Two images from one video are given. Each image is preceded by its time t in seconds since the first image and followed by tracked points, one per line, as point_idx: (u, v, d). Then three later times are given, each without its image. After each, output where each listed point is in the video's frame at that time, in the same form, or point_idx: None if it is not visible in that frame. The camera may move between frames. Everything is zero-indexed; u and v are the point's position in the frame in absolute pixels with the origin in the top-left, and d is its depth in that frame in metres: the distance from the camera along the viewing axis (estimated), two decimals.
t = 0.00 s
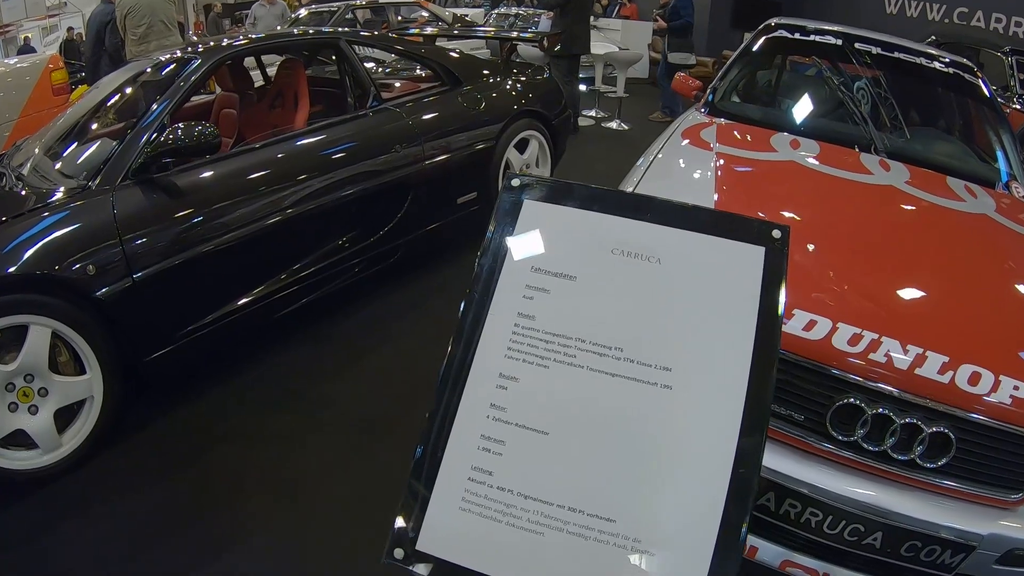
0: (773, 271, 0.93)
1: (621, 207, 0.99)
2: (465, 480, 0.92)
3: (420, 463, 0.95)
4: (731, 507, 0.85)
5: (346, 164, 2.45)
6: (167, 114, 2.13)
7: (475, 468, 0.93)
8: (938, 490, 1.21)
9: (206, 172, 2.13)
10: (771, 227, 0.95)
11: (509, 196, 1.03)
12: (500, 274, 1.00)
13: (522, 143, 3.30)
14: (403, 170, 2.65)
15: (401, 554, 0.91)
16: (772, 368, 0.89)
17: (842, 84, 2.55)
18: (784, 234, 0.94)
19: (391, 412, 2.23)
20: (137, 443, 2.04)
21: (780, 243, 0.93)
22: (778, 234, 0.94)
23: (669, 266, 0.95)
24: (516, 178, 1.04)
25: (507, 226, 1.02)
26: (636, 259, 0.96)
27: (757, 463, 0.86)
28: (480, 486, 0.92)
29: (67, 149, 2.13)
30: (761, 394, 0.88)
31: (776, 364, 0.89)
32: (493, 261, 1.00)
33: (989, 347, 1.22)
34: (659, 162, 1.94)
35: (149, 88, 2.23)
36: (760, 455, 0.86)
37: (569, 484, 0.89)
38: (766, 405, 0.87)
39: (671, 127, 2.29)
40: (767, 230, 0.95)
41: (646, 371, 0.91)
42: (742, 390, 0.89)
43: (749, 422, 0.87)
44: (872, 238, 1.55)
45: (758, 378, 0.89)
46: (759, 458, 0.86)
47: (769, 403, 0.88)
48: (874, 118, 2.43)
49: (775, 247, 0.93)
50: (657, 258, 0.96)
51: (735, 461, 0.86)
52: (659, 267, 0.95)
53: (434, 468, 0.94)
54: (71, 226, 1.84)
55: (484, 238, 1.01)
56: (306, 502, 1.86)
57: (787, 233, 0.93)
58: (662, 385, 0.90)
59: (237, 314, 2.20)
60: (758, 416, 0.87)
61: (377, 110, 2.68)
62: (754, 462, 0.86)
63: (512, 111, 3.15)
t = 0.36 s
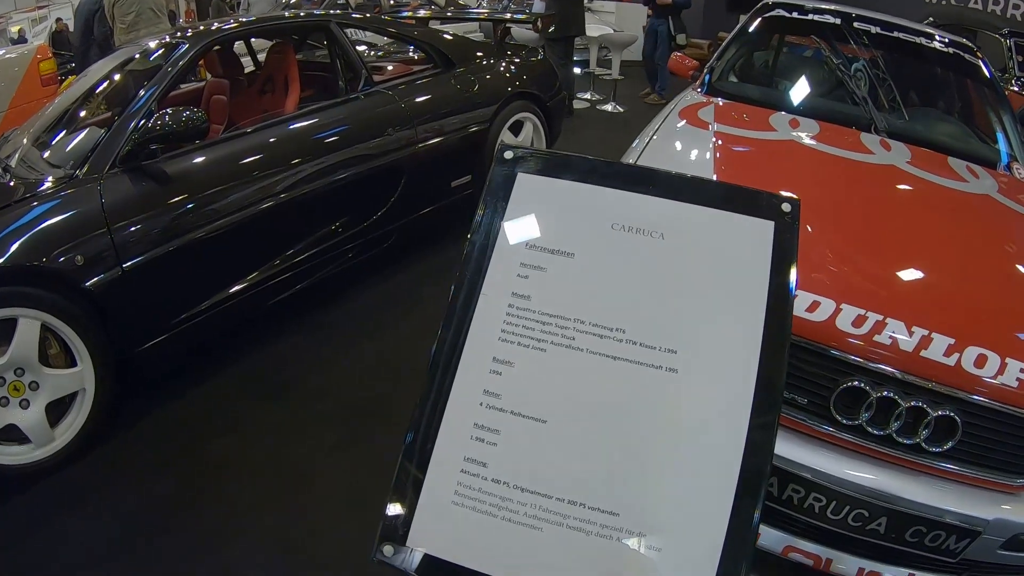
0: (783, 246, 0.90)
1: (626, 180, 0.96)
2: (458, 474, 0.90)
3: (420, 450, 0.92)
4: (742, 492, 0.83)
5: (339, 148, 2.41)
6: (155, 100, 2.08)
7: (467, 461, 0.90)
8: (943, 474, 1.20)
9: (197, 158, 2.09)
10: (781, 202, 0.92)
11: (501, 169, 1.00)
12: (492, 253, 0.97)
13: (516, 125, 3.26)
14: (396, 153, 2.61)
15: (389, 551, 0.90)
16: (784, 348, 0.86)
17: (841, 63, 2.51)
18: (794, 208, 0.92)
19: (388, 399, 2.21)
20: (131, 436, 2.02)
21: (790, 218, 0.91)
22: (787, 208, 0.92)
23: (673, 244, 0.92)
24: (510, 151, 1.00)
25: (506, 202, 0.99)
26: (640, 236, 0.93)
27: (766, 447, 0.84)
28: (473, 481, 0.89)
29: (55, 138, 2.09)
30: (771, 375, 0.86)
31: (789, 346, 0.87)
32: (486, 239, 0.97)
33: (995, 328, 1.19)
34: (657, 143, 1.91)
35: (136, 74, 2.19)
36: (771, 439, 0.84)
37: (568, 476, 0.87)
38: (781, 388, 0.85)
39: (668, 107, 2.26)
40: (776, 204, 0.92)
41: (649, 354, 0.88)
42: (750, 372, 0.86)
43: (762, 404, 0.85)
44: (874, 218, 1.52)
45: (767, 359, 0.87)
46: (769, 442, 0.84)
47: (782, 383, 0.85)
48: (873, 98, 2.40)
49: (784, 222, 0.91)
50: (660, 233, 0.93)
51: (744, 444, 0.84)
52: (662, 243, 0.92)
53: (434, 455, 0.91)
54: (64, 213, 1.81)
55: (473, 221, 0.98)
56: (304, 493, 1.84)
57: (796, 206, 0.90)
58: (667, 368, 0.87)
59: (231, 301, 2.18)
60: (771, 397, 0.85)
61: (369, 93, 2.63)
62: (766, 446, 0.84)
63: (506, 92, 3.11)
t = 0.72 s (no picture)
0: (773, 238, 0.91)
1: (617, 173, 0.97)
2: (455, 461, 0.91)
3: (415, 442, 0.93)
4: (732, 482, 0.85)
5: (333, 141, 2.41)
6: (150, 96, 2.08)
7: (465, 449, 0.91)
8: (935, 463, 1.21)
9: (192, 153, 2.08)
10: (770, 195, 0.93)
11: (496, 164, 1.00)
12: (488, 246, 0.97)
13: (510, 117, 3.26)
14: (391, 146, 2.61)
15: (391, 540, 0.90)
16: (773, 338, 0.87)
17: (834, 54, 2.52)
18: (783, 201, 0.92)
19: (385, 392, 2.22)
20: (129, 431, 2.02)
21: (780, 210, 0.92)
22: (777, 201, 0.92)
23: (665, 236, 0.93)
24: (504, 145, 1.01)
25: (500, 195, 0.99)
26: (632, 228, 0.94)
27: (756, 436, 0.85)
28: (471, 467, 0.90)
29: (49, 134, 2.08)
30: (762, 364, 0.87)
31: (778, 337, 0.88)
32: (481, 232, 0.98)
33: (986, 318, 1.21)
34: (651, 134, 1.91)
35: (130, 69, 2.18)
36: (760, 428, 0.85)
37: (564, 464, 0.88)
38: (768, 377, 0.86)
39: (662, 99, 2.26)
40: (767, 197, 0.93)
41: (642, 344, 0.89)
42: (741, 362, 0.87)
43: (750, 394, 0.86)
44: (867, 210, 1.53)
45: (758, 349, 0.87)
46: (759, 431, 0.85)
47: (770, 372, 0.86)
48: (867, 89, 2.40)
49: (774, 215, 0.92)
50: (652, 226, 0.94)
51: (735, 434, 0.85)
52: (654, 235, 0.93)
53: (429, 447, 0.92)
54: (59, 210, 1.80)
55: (468, 214, 0.98)
56: (302, 486, 1.85)
57: (787, 199, 0.91)
58: (659, 358, 0.88)
59: (226, 296, 2.18)
60: (759, 387, 0.86)
61: (363, 86, 2.63)
62: (756, 435, 0.85)
63: (500, 84, 3.10)
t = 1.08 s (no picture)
0: (760, 231, 0.93)
1: (608, 169, 0.99)
2: (452, 446, 0.92)
3: (410, 432, 0.94)
4: (720, 469, 0.87)
5: (329, 137, 2.41)
6: (148, 91, 2.08)
7: (463, 433, 0.93)
8: (925, 454, 1.23)
9: (188, 149, 2.09)
10: (757, 189, 0.95)
11: (492, 159, 1.01)
12: (484, 238, 0.99)
13: (506, 113, 3.27)
14: (387, 141, 2.62)
15: (392, 522, 0.92)
16: (760, 329, 0.89)
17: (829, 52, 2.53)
18: (771, 195, 0.94)
19: (382, 387, 2.23)
20: (127, 426, 2.03)
21: (766, 205, 0.94)
22: (763, 195, 0.94)
23: (656, 228, 0.94)
24: (500, 141, 1.02)
25: (495, 190, 1.00)
26: (624, 221, 0.95)
27: (744, 425, 0.87)
28: (469, 451, 0.92)
29: (47, 131, 2.08)
30: (751, 354, 0.89)
31: (763, 327, 0.89)
32: (478, 225, 0.99)
33: (976, 314, 1.22)
34: (645, 130, 1.93)
35: (127, 65, 2.18)
36: (748, 418, 0.87)
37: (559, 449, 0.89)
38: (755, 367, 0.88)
39: (656, 94, 2.27)
40: (754, 191, 0.95)
41: (633, 333, 0.91)
42: (729, 351, 0.89)
43: (737, 383, 0.88)
44: (860, 206, 1.54)
45: (746, 340, 0.89)
46: (747, 420, 0.87)
47: (757, 362, 0.88)
48: (861, 86, 2.42)
49: (761, 209, 0.94)
50: (643, 218, 0.95)
51: (723, 423, 0.87)
52: (645, 227, 0.95)
53: (424, 436, 0.94)
54: (55, 207, 1.80)
55: (466, 209, 1.00)
56: (300, 479, 1.87)
57: (773, 193, 0.93)
58: (650, 346, 0.90)
59: (224, 291, 2.19)
60: (745, 376, 0.88)
61: (360, 82, 2.63)
62: (743, 424, 0.87)
63: (496, 80, 3.11)
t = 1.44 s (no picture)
0: (739, 223, 0.96)
1: (594, 164, 1.01)
2: (445, 425, 0.95)
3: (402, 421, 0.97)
4: (701, 451, 0.89)
5: (328, 135, 2.43)
6: (148, 89, 2.10)
7: (455, 413, 0.96)
8: (913, 446, 1.25)
9: (185, 147, 2.10)
10: (737, 182, 0.98)
11: (484, 156, 1.05)
12: (477, 229, 1.02)
13: (502, 111, 3.29)
14: (384, 139, 2.64)
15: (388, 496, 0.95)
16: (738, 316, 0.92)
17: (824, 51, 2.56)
18: (749, 189, 0.97)
19: (379, 382, 2.25)
20: (126, 420, 2.05)
21: (744, 197, 0.97)
22: (742, 188, 0.97)
23: (640, 220, 0.97)
24: (493, 138, 1.05)
25: (487, 185, 1.03)
26: (609, 213, 0.98)
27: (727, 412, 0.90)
28: (461, 430, 0.95)
29: (47, 128, 2.09)
30: (730, 339, 0.92)
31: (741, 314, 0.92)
32: (471, 216, 1.02)
33: (963, 311, 1.25)
34: (639, 128, 1.95)
35: (126, 63, 2.20)
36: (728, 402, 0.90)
37: (548, 430, 0.92)
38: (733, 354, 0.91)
39: (651, 92, 2.30)
40: (733, 184, 0.98)
41: (618, 318, 0.94)
42: (709, 336, 0.92)
43: (716, 369, 0.91)
44: (849, 204, 1.57)
45: (727, 326, 0.92)
46: (725, 403, 0.90)
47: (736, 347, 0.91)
48: (854, 86, 2.44)
49: (739, 202, 0.97)
50: (628, 211, 0.98)
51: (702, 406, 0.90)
52: (629, 219, 0.98)
53: (416, 422, 0.97)
54: (51, 206, 1.80)
55: (459, 204, 1.03)
56: (297, 473, 1.89)
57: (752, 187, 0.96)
58: (633, 331, 0.93)
59: (223, 286, 2.21)
60: (724, 361, 0.91)
61: (357, 80, 2.65)
62: (722, 407, 0.90)
63: (493, 78, 3.13)
